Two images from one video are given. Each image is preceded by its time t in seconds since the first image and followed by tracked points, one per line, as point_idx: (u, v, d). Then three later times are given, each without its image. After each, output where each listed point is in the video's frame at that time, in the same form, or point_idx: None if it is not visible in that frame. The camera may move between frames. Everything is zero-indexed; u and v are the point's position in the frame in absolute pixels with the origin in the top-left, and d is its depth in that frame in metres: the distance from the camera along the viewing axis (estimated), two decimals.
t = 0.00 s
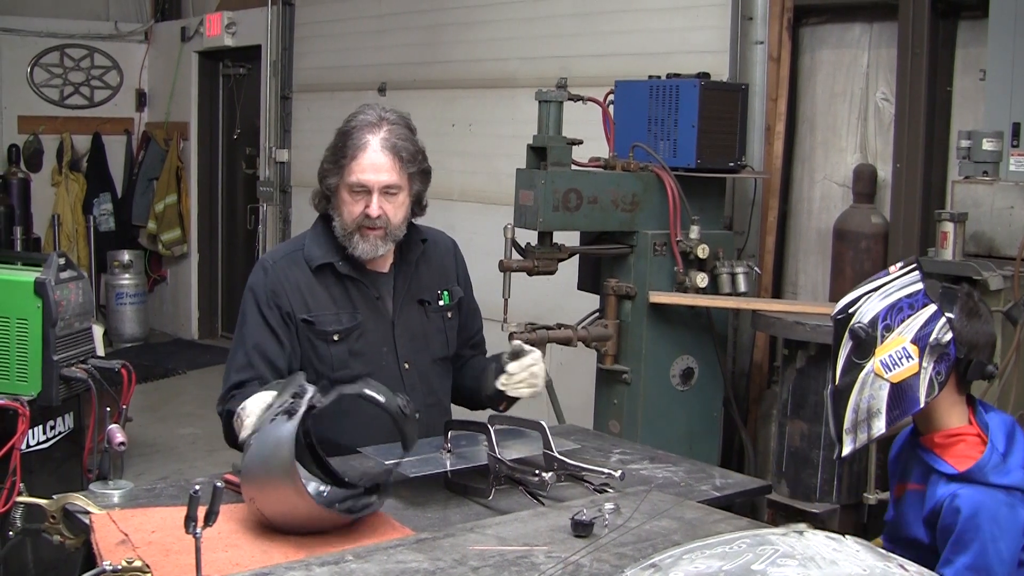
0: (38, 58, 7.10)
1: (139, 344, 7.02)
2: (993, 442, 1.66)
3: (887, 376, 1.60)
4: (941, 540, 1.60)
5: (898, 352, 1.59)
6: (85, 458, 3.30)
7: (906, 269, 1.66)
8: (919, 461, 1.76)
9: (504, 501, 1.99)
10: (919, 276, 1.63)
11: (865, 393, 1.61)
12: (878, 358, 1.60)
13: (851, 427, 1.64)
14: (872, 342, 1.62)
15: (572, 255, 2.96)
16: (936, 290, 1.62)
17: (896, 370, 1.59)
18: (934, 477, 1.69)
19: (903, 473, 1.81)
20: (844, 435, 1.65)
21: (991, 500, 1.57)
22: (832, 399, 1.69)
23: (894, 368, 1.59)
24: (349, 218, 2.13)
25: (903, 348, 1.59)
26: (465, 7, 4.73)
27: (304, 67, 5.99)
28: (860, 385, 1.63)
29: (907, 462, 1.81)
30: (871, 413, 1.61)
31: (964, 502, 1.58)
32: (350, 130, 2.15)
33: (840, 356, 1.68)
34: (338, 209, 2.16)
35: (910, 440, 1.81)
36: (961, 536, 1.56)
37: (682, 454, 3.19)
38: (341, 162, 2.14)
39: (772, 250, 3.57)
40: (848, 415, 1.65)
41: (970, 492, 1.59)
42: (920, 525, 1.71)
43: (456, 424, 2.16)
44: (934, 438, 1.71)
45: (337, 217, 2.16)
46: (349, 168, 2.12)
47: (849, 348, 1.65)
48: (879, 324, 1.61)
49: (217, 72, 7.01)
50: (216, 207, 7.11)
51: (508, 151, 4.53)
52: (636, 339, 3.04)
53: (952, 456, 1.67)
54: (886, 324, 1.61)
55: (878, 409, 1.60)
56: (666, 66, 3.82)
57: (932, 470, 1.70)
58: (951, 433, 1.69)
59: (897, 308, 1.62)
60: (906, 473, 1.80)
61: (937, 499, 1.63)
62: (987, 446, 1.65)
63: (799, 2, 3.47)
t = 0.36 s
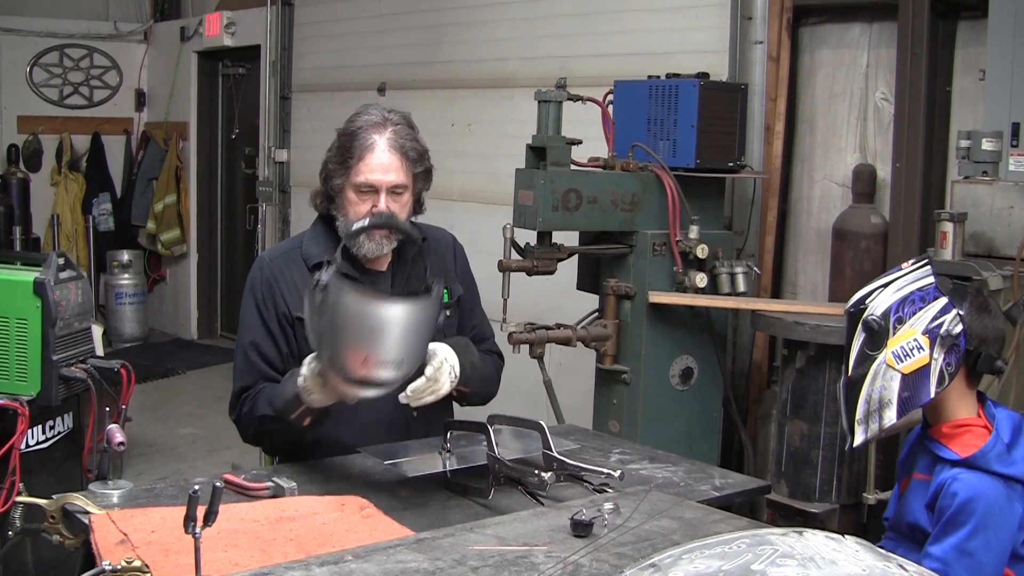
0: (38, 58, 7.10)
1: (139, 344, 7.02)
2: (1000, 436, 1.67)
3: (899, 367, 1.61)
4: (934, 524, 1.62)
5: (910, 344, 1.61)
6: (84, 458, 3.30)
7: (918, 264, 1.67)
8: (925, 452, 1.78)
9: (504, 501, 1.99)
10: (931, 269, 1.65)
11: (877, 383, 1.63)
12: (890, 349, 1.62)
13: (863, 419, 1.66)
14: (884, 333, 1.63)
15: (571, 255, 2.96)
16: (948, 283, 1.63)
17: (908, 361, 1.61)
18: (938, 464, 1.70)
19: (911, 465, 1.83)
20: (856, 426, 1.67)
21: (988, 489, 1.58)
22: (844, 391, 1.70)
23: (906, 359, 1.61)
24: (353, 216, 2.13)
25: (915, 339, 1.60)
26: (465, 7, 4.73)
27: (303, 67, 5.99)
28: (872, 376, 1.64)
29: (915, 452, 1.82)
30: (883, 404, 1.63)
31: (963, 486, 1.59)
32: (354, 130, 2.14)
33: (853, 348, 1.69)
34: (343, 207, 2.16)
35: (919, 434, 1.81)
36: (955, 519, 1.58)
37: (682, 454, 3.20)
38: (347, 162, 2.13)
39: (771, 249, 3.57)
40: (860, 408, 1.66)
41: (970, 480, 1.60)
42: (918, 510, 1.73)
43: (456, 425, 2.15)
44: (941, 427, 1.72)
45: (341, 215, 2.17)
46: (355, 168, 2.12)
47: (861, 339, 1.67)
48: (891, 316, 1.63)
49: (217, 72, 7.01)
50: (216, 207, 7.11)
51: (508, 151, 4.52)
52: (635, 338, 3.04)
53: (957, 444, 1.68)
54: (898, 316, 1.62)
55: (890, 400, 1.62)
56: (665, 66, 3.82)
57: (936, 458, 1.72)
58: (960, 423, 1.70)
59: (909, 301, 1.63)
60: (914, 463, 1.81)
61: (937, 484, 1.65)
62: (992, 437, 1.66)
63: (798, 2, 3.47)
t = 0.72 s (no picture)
0: (37, 58, 7.10)
1: (138, 345, 7.02)
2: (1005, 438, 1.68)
3: (905, 365, 1.64)
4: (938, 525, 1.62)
5: (917, 342, 1.63)
6: (84, 458, 3.30)
7: (928, 264, 1.69)
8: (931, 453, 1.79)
9: (504, 501, 2.00)
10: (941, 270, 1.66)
11: (882, 380, 1.66)
12: (897, 347, 1.64)
13: (867, 415, 1.68)
14: (892, 330, 1.65)
15: (572, 256, 2.96)
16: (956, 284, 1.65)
17: (914, 359, 1.63)
18: (943, 466, 1.71)
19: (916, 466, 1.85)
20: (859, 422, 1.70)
21: (991, 490, 1.59)
22: (849, 384, 1.72)
23: (912, 358, 1.63)
24: (331, 218, 2.13)
25: (922, 337, 1.63)
26: (465, 8, 4.73)
27: (303, 68, 5.99)
28: (877, 373, 1.67)
29: (920, 454, 1.83)
30: (887, 401, 1.65)
31: (966, 488, 1.60)
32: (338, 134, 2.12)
33: (859, 345, 1.71)
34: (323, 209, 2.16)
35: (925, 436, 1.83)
36: (957, 521, 1.58)
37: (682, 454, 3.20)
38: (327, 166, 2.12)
39: (771, 250, 3.57)
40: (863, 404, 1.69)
41: (973, 480, 1.60)
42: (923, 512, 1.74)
43: (457, 425, 2.14)
44: (947, 429, 1.73)
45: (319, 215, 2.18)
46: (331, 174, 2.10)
47: (869, 336, 1.69)
48: (899, 314, 1.65)
49: (217, 72, 7.01)
50: (216, 208, 7.11)
51: (508, 152, 4.52)
52: (636, 338, 3.04)
53: (961, 446, 1.69)
54: (906, 314, 1.64)
55: (894, 397, 1.64)
56: (665, 67, 3.82)
57: (942, 460, 1.73)
58: (964, 425, 1.71)
59: (918, 300, 1.65)
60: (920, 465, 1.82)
61: (941, 485, 1.66)
62: (996, 439, 1.67)
63: (798, 2, 3.47)
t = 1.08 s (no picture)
0: (38, 59, 7.11)
1: (139, 345, 7.02)
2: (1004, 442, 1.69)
3: (904, 363, 1.66)
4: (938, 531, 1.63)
5: (919, 342, 1.65)
6: (84, 458, 3.30)
7: (942, 265, 1.71)
8: (931, 457, 1.79)
9: (505, 501, 2.00)
10: (953, 272, 1.67)
11: (880, 375, 1.69)
12: (899, 344, 1.67)
13: (861, 408, 1.72)
14: (895, 326, 1.68)
15: (572, 256, 2.96)
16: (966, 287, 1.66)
17: (914, 358, 1.65)
18: (943, 471, 1.72)
19: (915, 470, 1.86)
20: (852, 413, 1.73)
21: (991, 497, 1.59)
22: (848, 377, 1.76)
23: (912, 356, 1.65)
24: (353, 225, 2.16)
25: (924, 337, 1.64)
26: (465, 8, 4.73)
27: (304, 67, 5.99)
28: (876, 367, 1.70)
29: (920, 457, 1.84)
30: (882, 397, 1.68)
31: (966, 495, 1.60)
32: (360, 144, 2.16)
33: (861, 339, 1.75)
34: (340, 215, 2.19)
35: (925, 438, 1.84)
36: (958, 529, 1.58)
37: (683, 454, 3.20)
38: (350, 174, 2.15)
39: (772, 250, 3.57)
40: (860, 397, 1.72)
41: (974, 488, 1.61)
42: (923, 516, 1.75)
43: (457, 425, 2.14)
44: (947, 434, 1.74)
45: (337, 224, 2.20)
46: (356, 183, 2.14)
47: (873, 329, 1.73)
48: (905, 311, 1.67)
49: (217, 72, 7.01)
50: (217, 208, 7.10)
51: (508, 151, 4.52)
52: (636, 339, 3.04)
53: (961, 452, 1.70)
54: (911, 312, 1.66)
55: (890, 394, 1.67)
56: (666, 67, 3.82)
57: (942, 465, 1.74)
58: (964, 431, 1.72)
59: (926, 299, 1.67)
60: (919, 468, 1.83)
61: (942, 492, 1.66)
62: (996, 445, 1.67)
63: (798, 2, 3.47)
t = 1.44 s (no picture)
0: (43, 59, 7.12)
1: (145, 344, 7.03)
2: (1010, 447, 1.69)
3: (911, 367, 1.67)
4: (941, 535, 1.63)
5: (927, 346, 1.66)
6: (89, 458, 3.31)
7: (950, 267, 1.72)
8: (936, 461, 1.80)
9: (508, 501, 2.00)
10: (963, 275, 1.69)
11: (887, 379, 1.70)
12: (906, 348, 1.68)
13: (867, 412, 1.72)
14: (903, 329, 1.70)
15: (576, 256, 2.95)
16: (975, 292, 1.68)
17: (921, 363, 1.66)
18: (948, 476, 1.72)
19: (919, 473, 1.86)
20: (858, 417, 1.73)
21: (995, 502, 1.59)
22: (854, 382, 1.76)
23: (920, 361, 1.66)
24: (382, 233, 2.19)
25: (933, 342, 1.66)
26: (469, 8, 4.73)
27: (308, 67, 6.00)
28: (884, 371, 1.71)
29: (925, 460, 1.84)
30: (889, 401, 1.69)
31: (971, 500, 1.60)
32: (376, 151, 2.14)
33: (869, 341, 1.76)
34: (364, 222, 2.20)
35: (932, 440, 1.84)
36: (961, 534, 1.58)
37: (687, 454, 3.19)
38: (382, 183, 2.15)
39: (775, 251, 3.56)
40: (866, 400, 1.73)
41: (978, 494, 1.61)
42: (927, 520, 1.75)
43: (460, 425, 2.14)
44: (952, 438, 1.74)
45: (363, 229, 2.21)
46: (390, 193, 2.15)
47: (880, 332, 1.74)
48: (913, 315, 1.69)
49: (222, 73, 7.02)
50: (221, 208, 7.11)
51: (513, 152, 4.52)
52: (640, 340, 3.04)
53: (967, 457, 1.69)
54: (920, 316, 1.68)
55: (897, 398, 1.68)
56: (669, 68, 3.82)
57: (947, 469, 1.74)
58: (970, 435, 1.72)
59: (935, 303, 1.68)
60: (924, 472, 1.84)
61: (946, 496, 1.66)
62: (1002, 450, 1.67)
63: (802, 2, 3.44)
